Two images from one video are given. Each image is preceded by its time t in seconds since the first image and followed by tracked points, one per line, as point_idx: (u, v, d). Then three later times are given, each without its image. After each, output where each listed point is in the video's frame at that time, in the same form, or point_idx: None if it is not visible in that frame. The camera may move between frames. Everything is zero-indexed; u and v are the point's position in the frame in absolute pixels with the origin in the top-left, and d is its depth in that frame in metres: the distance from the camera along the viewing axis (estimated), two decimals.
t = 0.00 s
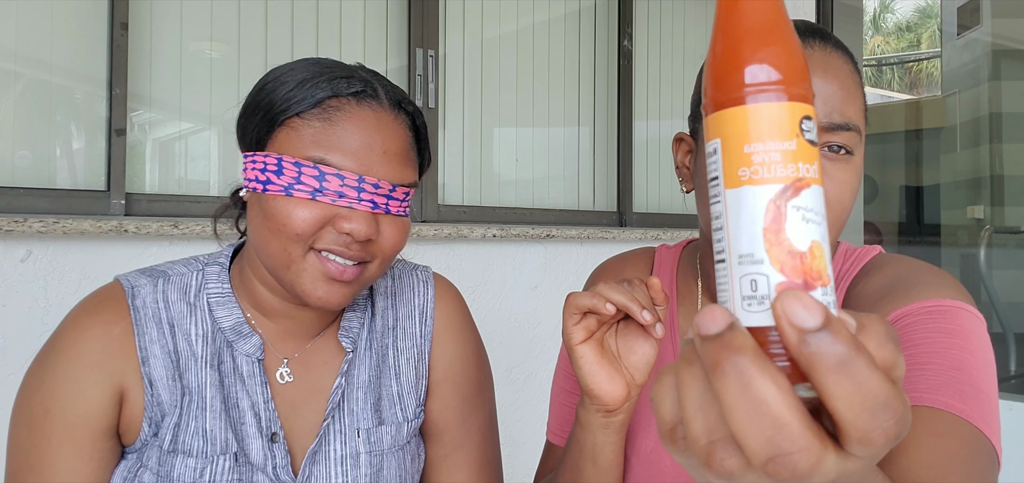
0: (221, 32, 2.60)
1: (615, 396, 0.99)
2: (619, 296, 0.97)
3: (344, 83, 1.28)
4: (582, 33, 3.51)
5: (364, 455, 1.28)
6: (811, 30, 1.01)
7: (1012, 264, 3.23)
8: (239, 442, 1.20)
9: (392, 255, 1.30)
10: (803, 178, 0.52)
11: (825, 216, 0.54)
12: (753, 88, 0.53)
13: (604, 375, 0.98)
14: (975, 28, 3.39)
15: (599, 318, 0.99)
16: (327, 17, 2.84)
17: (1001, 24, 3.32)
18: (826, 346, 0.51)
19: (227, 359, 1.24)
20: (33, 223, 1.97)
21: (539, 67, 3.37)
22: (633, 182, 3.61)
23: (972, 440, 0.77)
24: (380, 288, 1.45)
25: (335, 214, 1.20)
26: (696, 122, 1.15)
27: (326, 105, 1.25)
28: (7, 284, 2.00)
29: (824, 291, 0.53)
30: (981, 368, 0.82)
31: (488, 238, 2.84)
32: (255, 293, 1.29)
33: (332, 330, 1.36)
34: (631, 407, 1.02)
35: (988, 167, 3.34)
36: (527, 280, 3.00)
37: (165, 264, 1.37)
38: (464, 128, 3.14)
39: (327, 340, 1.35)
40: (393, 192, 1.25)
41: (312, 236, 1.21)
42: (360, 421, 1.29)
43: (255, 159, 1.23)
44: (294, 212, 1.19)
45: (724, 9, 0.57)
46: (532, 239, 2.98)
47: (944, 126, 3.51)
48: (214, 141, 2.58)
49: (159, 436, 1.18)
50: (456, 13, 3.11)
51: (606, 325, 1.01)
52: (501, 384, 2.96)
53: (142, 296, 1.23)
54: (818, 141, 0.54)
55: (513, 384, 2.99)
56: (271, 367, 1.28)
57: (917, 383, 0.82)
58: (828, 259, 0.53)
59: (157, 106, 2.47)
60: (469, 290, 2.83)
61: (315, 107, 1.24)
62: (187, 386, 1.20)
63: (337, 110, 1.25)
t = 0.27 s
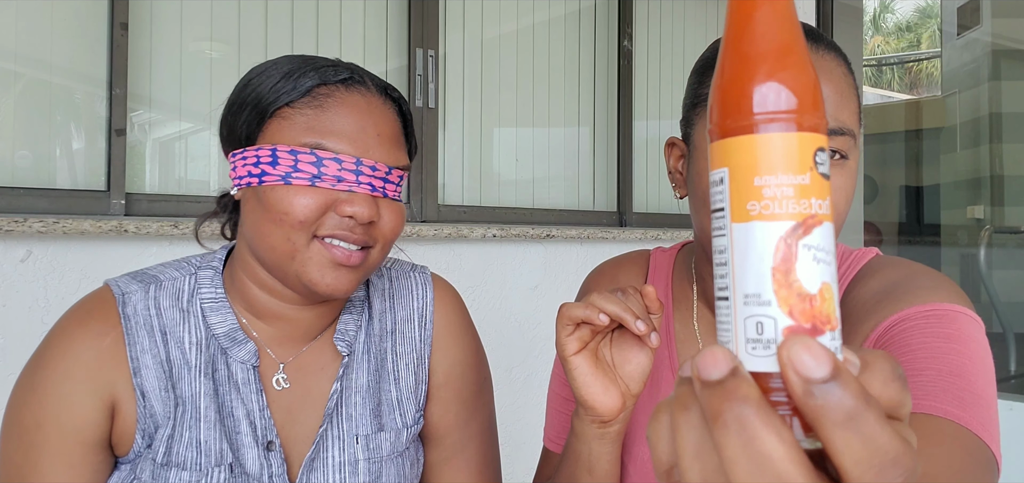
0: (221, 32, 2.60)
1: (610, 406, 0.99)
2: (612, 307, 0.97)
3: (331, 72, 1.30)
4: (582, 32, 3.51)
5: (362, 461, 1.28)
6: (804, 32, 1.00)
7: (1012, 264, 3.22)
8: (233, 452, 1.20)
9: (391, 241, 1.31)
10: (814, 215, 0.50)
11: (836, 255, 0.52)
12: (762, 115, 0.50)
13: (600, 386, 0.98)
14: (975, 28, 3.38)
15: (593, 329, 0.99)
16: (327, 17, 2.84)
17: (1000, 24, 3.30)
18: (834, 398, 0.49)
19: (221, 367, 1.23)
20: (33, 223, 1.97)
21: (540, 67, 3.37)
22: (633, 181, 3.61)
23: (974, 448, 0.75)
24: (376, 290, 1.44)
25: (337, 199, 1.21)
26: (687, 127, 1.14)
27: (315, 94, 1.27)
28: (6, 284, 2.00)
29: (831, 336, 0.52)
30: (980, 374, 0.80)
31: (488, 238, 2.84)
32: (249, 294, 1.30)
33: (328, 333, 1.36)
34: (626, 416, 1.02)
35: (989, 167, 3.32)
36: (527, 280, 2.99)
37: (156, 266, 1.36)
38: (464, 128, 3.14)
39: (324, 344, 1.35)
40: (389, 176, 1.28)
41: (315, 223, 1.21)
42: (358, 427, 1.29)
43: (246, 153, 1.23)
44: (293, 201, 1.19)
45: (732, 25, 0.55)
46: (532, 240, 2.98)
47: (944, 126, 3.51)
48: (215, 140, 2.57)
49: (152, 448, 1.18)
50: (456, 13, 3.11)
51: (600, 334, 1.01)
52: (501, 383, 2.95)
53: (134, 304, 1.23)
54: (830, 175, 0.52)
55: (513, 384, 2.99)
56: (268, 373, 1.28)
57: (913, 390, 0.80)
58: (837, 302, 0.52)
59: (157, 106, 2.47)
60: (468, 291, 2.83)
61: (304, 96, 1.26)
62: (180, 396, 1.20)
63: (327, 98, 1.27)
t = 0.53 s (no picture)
0: (221, 33, 2.60)
1: (604, 407, 0.99)
2: (608, 309, 0.97)
3: (283, 52, 1.38)
4: (582, 33, 3.51)
5: (358, 458, 1.28)
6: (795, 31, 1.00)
7: (1013, 263, 3.18)
8: (226, 449, 1.20)
9: (384, 192, 1.33)
10: (810, 215, 0.50)
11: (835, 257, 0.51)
12: (772, 113, 0.50)
13: (594, 386, 0.98)
14: (975, 29, 3.33)
15: (587, 330, 0.99)
16: (327, 17, 2.84)
17: (1001, 24, 3.23)
18: (810, 399, 0.48)
19: (214, 363, 1.24)
20: (33, 223, 1.97)
21: (540, 67, 3.37)
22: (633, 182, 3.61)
23: (969, 450, 0.75)
24: (371, 286, 1.44)
25: (321, 148, 1.25)
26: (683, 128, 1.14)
27: (273, 71, 1.35)
28: (7, 284, 2.00)
29: (818, 337, 0.51)
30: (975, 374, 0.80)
31: (488, 238, 2.84)
32: (241, 287, 1.30)
33: (322, 328, 1.35)
34: (621, 418, 1.02)
35: (988, 167, 3.29)
36: (527, 280, 3.00)
37: (146, 265, 1.35)
38: (464, 128, 3.14)
39: (317, 338, 1.34)
40: (363, 123, 1.34)
41: (306, 175, 1.23)
42: (354, 423, 1.29)
43: (224, 142, 1.28)
44: (282, 165, 1.22)
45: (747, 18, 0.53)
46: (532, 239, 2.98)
47: (944, 125, 3.52)
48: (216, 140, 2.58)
49: (144, 447, 1.18)
50: (456, 13, 3.11)
51: (596, 336, 1.01)
52: (501, 384, 2.96)
53: (125, 302, 1.22)
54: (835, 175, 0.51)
55: (513, 383, 2.99)
56: (261, 368, 1.28)
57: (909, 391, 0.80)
58: (830, 304, 0.51)
59: (157, 106, 2.47)
60: (468, 291, 2.83)
61: (263, 75, 1.34)
62: (172, 394, 1.20)
63: (284, 71, 1.35)
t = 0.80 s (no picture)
0: (221, 33, 2.60)
1: (603, 402, 0.99)
2: (606, 303, 0.97)
3: (277, 52, 1.38)
4: (582, 33, 3.51)
5: (351, 454, 1.28)
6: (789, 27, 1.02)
7: (1013, 263, 3.18)
8: (220, 441, 1.20)
9: (378, 193, 1.33)
10: (771, 204, 0.50)
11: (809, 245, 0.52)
12: (762, 101, 0.50)
13: (593, 381, 0.97)
14: (975, 28, 3.35)
15: (585, 325, 0.99)
16: (327, 17, 2.83)
17: (1000, 24, 3.25)
18: (754, 376, 0.50)
19: (208, 357, 1.23)
20: (34, 223, 1.97)
21: (540, 67, 3.37)
22: (633, 182, 3.61)
23: (962, 444, 0.75)
24: (366, 285, 1.44)
25: (312, 149, 1.25)
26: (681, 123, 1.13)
27: (267, 71, 1.35)
28: (7, 284, 2.00)
29: (773, 322, 0.52)
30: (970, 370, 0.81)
31: (488, 238, 2.84)
32: (237, 285, 1.30)
33: (316, 326, 1.35)
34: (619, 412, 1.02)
35: (989, 167, 3.30)
36: (526, 280, 2.99)
37: (146, 261, 1.36)
38: (464, 128, 3.14)
39: (312, 335, 1.34)
40: (357, 124, 1.34)
41: (298, 176, 1.23)
42: (348, 420, 1.29)
43: (218, 143, 1.28)
44: (275, 164, 1.22)
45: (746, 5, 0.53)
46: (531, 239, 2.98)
47: (944, 126, 3.52)
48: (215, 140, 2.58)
49: (138, 438, 1.18)
50: (456, 13, 3.11)
51: (595, 330, 1.01)
52: (502, 383, 2.95)
53: (123, 295, 1.23)
54: (812, 165, 0.51)
55: (513, 384, 2.99)
56: (255, 363, 1.27)
57: (904, 385, 0.80)
58: (791, 291, 0.51)
59: (157, 106, 2.47)
60: (468, 291, 2.83)
61: (257, 76, 1.34)
62: (166, 386, 1.20)
63: (278, 71, 1.35)
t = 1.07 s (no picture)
0: (221, 32, 2.60)
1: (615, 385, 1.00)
2: (620, 288, 0.97)
3: (283, 53, 1.37)
4: (582, 32, 3.51)
5: (352, 450, 1.28)
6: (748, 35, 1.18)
7: (1013, 263, 3.22)
8: (222, 436, 1.21)
9: (378, 196, 1.33)
10: (698, 234, 0.59)
11: (739, 267, 0.58)
12: (718, 154, 0.58)
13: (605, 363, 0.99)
14: (975, 28, 3.38)
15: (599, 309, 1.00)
16: (327, 17, 2.83)
17: (1000, 24, 3.31)
18: (693, 365, 0.59)
19: (211, 353, 1.24)
20: (34, 223, 1.97)
21: (540, 67, 3.38)
22: (633, 182, 3.61)
23: (970, 437, 0.85)
24: (367, 283, 1.44)
25: (313, 151, 1.25)
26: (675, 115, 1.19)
27: (273, 72, 1.35)
28: (7, 284, 2.00)
29: (708, 326, 0.60)
30: (977, 377, 0.89)
31: (488, 238, 2.84)
32: (238, 283, 1.30)
33: (318, 323, 1.35)
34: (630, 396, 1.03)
35: (988, 167, 3.33)
36: (526, 280, 2.99)
37: (149, 260, 1.36)
38: (464, 128, 3.13)
39: (313, 332, 1.34)
40: (360, 128, 1.34)
41: (297, 177, 1.23)
42: (348, 416, 1.29)
43: (222, 141, 1.29)
44: (275, 164, 1.22)
45: (702, 59, 0.60)
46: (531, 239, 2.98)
47: (944, 126, 3.51)
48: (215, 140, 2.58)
49: (141, 434, 1.18)
50: (456, 13, 3.11)
51: (608, 315, 1.01)
52: (502, 383, 2.95)
53: (126, 292, 1.23)
54: (735, 200, 0.58)
55: (513, 383, 2.99)
56: (256, 360, 1.27)
57: (920, 387, 0.88)
58: (720, 302, 0.59)
59: (157, 106, 2.47)
60: (468, 290, 2.83)
61: (262, 76, 1.34)
62: (169, 382, 1.20)
63: (284, 73, 1.35)
